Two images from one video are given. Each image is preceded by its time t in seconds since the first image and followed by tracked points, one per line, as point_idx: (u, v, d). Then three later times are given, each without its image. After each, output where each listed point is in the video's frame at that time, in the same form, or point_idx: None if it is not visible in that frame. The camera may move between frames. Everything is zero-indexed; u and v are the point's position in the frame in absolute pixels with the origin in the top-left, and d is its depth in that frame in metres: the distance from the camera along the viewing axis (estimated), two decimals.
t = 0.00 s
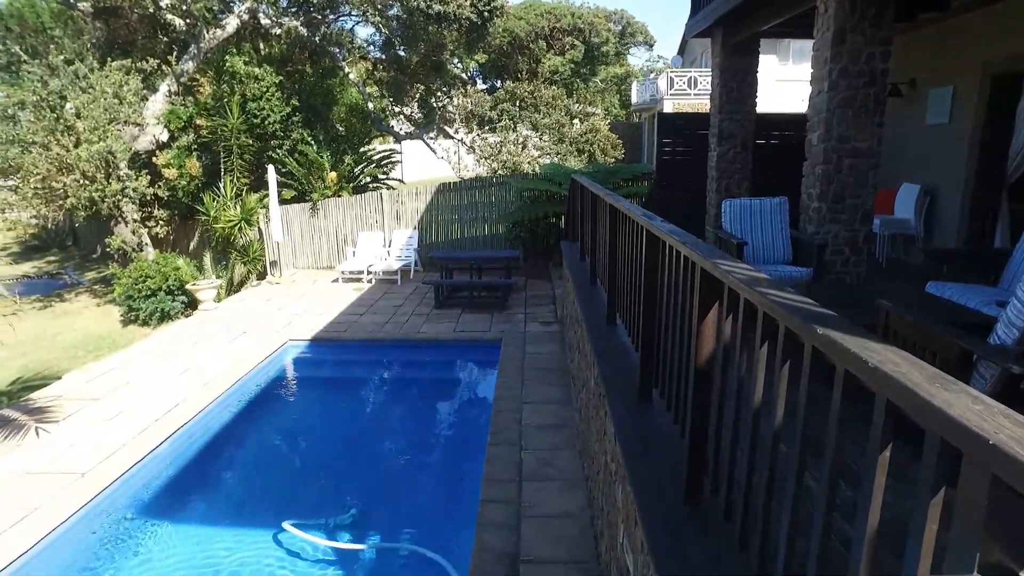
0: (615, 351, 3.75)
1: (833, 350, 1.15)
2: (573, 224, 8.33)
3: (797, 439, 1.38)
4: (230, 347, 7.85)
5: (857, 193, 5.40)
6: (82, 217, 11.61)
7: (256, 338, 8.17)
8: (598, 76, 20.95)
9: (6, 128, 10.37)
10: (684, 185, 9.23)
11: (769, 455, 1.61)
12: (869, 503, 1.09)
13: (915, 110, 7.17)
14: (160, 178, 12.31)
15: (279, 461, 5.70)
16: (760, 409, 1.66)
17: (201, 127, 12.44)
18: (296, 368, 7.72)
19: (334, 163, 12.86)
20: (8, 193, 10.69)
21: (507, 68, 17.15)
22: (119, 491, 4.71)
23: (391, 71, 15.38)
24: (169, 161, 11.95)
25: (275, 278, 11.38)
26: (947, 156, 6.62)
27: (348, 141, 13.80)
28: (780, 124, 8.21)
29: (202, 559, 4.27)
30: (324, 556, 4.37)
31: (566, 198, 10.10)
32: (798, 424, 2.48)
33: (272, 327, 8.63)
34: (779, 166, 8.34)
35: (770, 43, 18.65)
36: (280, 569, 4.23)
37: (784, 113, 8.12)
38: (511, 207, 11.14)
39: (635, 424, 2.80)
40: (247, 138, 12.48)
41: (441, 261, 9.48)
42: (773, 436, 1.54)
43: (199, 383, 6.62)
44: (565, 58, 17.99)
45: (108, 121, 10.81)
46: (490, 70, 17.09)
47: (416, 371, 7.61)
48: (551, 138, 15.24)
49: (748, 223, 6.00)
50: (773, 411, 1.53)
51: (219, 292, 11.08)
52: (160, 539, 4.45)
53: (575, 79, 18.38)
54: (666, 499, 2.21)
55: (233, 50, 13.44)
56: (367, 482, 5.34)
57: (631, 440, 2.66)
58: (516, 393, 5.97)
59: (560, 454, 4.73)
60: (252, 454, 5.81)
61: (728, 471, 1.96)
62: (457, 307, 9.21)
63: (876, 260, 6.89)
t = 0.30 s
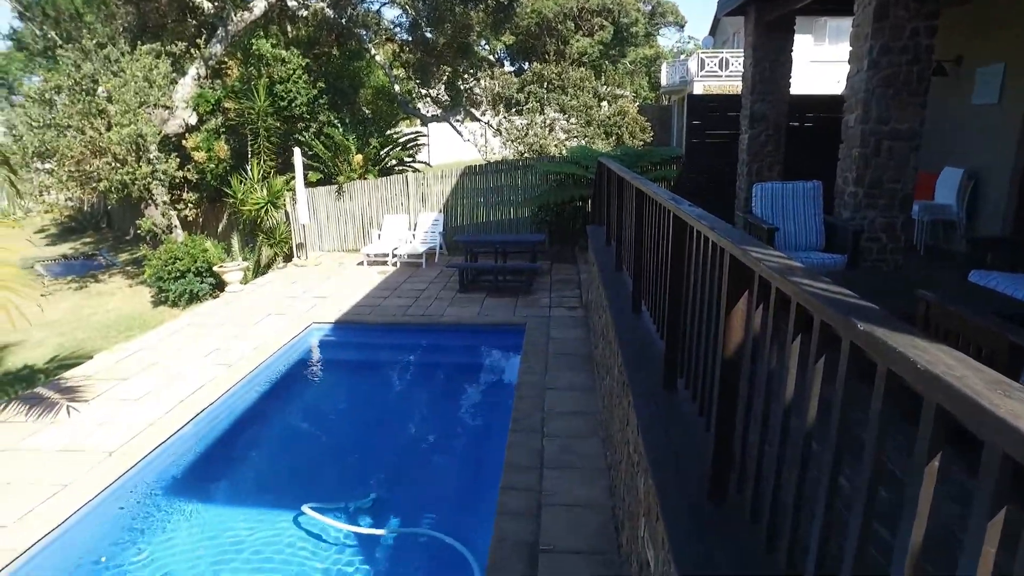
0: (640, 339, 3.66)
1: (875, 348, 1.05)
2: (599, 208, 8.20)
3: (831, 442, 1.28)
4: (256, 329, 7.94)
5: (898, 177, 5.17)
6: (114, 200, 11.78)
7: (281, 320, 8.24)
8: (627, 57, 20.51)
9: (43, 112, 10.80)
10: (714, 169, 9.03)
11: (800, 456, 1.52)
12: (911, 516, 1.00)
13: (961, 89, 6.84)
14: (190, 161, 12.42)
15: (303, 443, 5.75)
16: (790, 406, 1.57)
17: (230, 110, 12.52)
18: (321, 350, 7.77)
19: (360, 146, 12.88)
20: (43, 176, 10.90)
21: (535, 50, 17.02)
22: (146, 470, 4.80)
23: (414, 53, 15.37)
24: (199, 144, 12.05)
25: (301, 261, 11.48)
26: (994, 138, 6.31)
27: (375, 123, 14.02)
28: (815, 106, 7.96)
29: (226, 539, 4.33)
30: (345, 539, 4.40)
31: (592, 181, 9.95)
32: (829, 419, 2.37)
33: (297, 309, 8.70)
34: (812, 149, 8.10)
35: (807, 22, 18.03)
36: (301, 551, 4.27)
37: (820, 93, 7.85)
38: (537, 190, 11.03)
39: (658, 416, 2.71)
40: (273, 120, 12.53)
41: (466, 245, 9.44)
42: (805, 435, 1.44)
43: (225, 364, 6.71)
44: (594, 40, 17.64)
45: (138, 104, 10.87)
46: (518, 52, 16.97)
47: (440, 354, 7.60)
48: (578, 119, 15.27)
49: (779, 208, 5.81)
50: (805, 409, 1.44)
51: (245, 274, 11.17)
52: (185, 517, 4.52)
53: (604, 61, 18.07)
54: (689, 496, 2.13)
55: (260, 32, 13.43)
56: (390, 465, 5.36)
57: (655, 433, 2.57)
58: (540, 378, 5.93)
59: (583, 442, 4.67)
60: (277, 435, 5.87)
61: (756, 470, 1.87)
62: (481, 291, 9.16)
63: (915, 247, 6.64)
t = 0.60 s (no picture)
0: (668, 330, 3.57)
1: (922, 352, 0.95)
2: (629, 195, 8.05)
3: (868, 449, 1.19)
4: (284, 313, 8.02)
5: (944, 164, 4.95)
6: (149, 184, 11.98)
7: (308, 305, 8.32)
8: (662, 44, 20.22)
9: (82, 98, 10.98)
10: (748, 155, 8.80)
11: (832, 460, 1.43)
12: (963, 540, 0.90)
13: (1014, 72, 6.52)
14: (222, 146, 12.56)
15: (329, 427, 5.79)
16: (824, 409, 1.47)
17: (260, 95, 12.57)
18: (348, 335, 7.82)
19: (389, 132, 12.87)
20: (82, 161, 11.15)
21: (567, 34, 16.53)
22: (174, 452, 4.88)
23: (446, 40, 15.83)
24: (230, 129, 12.19)
25: (329, 246, 11.56)
26: None
27: (403, 108, 14.10)
28: (856, 90, 7.68)
29: (250, 521, 4.38)
30: (366, 524, 4.41)
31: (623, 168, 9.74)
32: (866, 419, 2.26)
33: (325, 294, 8.76)
34: (852, 136, 7.83)
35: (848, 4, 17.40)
36: (323, 535, 4.30)
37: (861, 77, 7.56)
38: (567, 177, 10.90)
39: (685, 412, 2.62)
40: (303, 106, 12.61)
41: (494, 231, 9.39)
42: (839, 440, 1.35)
43: (252, 348, 6.78)
44: (627, 23, 17.09)
45: (172, 90, 10.98)
46: (549, 36, 16.79)
47: (467, 341, 7.59)
48: (610, 105, 15.06)
49: (814, 196, 5.62)
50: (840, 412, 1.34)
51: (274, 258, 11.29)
52: (211, 498, 4.59)
53: (637, 45, 17.73)
54: (714, 495, 2.04)
55: (291, 18, 13.44)
56: (414, 451, 5.36)
57: (682, 429, 2.48)
58: (565, 367, 5.86)
59: (608, 433, 4.60)
60: (303, 418, 5.92)
61: (787, 472, 1.78)
62: (508, 279, 9.12)
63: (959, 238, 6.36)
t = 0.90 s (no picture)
0: (698, 325, 3.48)
1: (981, 356, 0.86)
2: (660, 187, 7.91)
3: (913, 461, 1.11)
4: (312, 303, 8.09)
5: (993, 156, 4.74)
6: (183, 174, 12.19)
7: (337, 295, 8.39)
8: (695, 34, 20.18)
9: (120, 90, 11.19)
10: (784, 147, 8.57)
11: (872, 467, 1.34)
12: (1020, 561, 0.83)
13: None
14: (254, 137, 12.71)
15: (356, 416, 5.82)
16: (864, 413, 1.38)
17: (291, 86, 12.71)
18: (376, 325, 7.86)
19: (419, 122, 13.16)
20: (121, 151, 11.42)
21: (598, 24, 16.43)
22: (202, 439, 4.95)
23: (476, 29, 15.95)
24: (262, 120, 12.31)
25: (358, 236, 11.64)
26: None
27: (433, 99, 14.16)
28: (899, 79, 7.41)
29: (276, 509, 4.42)
30: (389, 515, 4.42)
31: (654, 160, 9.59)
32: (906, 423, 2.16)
33: (354, 284, 8.82)
34: (893, 127, 7.56)
35: None
36: (347, 525, 4.32)
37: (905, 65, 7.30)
38: (596, 168, 10.78)
39: (715, 411, 2.53)
40: (334, 97, 12.68)
41: (523, 223, 9.34)
42: (880, 448, 1.27)
43: (281, 337, 6.86)
44: (660, 12, 16.70)
45: (207, 81, 11.13)
46: (580, 27, 16.64)
47: (495, 333, 7.56)
48: (641, 96, 15.03)
49: (854, 189, 5.40)
50: (882, 418, 1.26)
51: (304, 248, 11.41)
52: (239, 485, 4.64)
53: (670, 35, 17.37)
54: (743, 499, 1.96)
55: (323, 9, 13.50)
56: (440, 442, 5.35)
57: (711, 428, 2.40)
58: (593, 361, 5.80)
59: (635, 429, 4.53)
60: (330, 407, 5.97)
61: (822, 478, 1.69)
62: (537, 271, 9.07)
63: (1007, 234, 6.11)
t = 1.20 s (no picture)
0: (729, 320, 3.37)
1: None
2: (690, 178, 7.74)
3: (968, 470, 1.01)
4: (338, 292, 8.13)
5: None
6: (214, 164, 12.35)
7: (363, 284, 8.43)
8: (728, 24, 20.17)
9: (153, 82, 11.49)
10: (820, 138, 8.31)
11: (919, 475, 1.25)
12: None
13: None
14: (283, 127, 12.77)
15: (381, 406, 5.82)
16: (910, 417, 1.28)
17: (321, 76, 12.73)
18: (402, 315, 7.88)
19: (447, 112, 13.16)
20: (155, 142, 11.61)
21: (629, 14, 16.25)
22: (228, 426, 4.99)
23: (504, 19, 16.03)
24: (292, 110, 12.37)
25: (385, 226, 11.69)
26: None
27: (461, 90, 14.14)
28: (943, 68, 7.13)
29: (299, 497, 4.44)
30: (411, 505, 4.41)
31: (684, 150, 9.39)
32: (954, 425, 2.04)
33: (380, 274, 8.85)
34: (936, 117, 7.28)
35: None
36: (369, 514, 4.32)
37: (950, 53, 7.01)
38: (625, 160, 10.62)
39: (746, 409, 2.43)
40: (363, 87, 12.70)
41: (550, 214, 9.25)
42: (928, 455, 1.17)
43: (307, 326, 6.91)
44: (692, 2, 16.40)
45: (238, 72, 11.24)
46: (611, 16, 16.44)
47: (521, 324, 7.50)
48: (672, 87, 14.76)
49: (894, 180, 5.18)
50: (932, 423, 1.16)
51: (332, 237, 11.48)
52: (263, 472, 4.67)
53: (703, 25, 17.04)
54: (774, 501, 1.88)
55: None
56: (463, 434, 5.33)
57: (741, 427, 2.31)
58: (619, 354, 5.72)
59: (661, 424, 4.44)
60: (356, 396, 5.98)
61: (861, 484, 1.59)
62: (563, 262, 8.98)
63: None
